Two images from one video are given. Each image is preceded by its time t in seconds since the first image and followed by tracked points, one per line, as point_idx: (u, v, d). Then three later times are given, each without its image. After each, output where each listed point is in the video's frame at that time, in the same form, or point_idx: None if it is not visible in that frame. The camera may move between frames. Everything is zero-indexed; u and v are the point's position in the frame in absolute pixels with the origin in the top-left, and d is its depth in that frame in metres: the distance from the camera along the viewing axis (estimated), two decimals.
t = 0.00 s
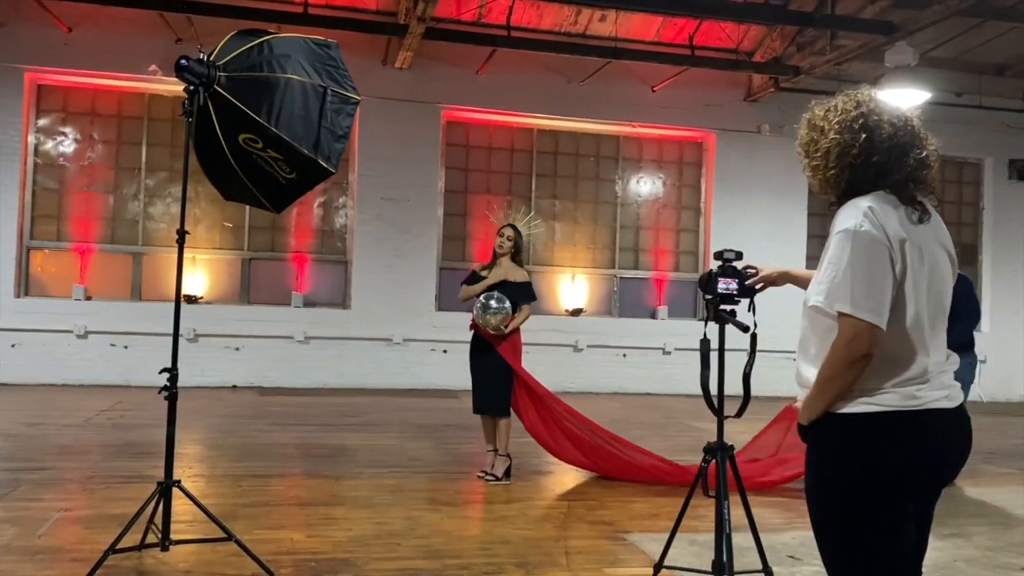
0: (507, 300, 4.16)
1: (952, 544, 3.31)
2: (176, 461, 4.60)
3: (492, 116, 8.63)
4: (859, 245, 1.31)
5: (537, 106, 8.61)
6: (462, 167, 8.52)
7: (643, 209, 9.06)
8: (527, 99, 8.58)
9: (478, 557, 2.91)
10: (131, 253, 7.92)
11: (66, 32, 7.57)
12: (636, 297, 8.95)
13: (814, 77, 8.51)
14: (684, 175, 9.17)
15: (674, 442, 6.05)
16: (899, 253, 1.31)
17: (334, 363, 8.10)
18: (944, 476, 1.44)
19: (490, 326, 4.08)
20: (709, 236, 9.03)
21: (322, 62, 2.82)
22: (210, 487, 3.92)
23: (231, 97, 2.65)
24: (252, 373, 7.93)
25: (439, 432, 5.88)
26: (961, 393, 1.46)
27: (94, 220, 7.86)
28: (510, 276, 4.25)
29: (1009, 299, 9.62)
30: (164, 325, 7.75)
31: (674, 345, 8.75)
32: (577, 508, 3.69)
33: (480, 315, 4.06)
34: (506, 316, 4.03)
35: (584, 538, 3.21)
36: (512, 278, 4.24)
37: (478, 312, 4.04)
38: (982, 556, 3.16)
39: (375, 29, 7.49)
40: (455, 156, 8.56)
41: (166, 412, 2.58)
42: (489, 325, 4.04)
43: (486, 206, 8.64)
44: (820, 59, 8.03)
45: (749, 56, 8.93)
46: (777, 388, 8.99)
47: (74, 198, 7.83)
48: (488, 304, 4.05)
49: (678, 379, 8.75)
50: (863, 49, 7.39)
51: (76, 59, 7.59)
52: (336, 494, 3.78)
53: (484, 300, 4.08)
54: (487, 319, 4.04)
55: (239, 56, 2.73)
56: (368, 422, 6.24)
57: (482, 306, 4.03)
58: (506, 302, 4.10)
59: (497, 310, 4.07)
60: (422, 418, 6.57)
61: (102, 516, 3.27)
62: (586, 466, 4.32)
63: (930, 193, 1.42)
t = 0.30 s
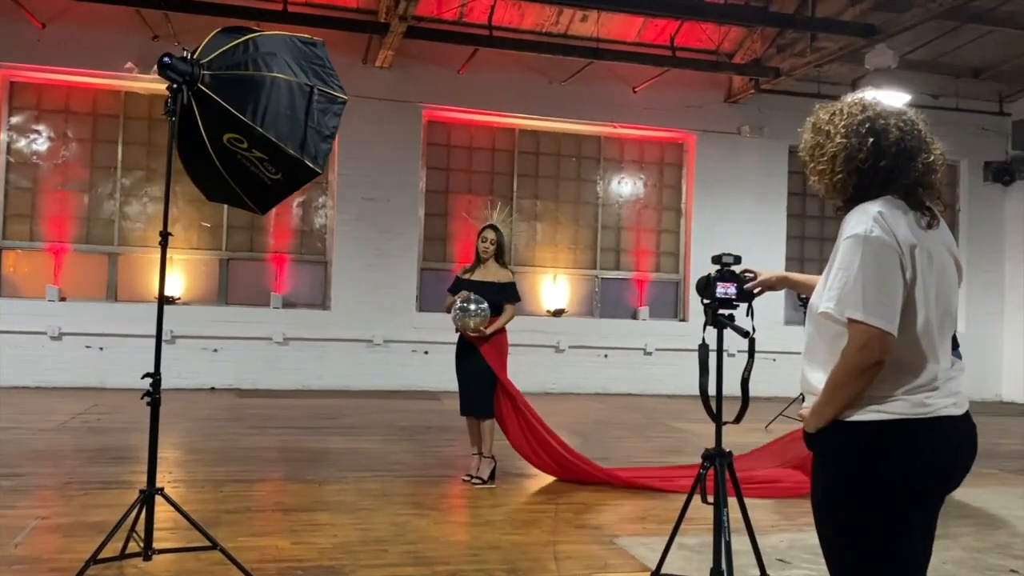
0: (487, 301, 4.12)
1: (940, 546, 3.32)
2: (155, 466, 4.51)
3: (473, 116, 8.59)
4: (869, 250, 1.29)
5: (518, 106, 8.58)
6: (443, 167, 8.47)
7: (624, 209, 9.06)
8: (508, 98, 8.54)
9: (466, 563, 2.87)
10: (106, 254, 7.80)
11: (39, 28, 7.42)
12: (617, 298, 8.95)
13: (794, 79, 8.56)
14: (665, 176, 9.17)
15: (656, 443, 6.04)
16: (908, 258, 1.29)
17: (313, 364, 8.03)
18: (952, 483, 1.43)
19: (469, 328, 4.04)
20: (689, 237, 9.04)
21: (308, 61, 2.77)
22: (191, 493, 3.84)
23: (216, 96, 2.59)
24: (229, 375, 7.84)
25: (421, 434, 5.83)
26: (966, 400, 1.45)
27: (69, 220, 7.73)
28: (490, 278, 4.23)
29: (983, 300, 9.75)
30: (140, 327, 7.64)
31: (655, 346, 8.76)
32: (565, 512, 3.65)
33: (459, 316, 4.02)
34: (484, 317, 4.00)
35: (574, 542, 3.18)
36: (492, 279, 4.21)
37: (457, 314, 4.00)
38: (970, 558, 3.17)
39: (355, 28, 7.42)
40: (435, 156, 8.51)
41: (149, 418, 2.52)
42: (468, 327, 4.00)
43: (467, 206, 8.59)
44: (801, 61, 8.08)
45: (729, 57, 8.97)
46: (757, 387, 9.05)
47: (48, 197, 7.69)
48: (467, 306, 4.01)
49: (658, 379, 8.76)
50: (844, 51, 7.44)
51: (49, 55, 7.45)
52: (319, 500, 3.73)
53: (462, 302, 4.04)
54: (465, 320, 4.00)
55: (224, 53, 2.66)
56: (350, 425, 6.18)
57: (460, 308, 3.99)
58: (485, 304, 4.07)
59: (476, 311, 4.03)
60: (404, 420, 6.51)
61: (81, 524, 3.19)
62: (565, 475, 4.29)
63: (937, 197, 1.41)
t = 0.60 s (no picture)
0: (475, 300, 4.09)
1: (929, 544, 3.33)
2: (134, 468, 4.43)
3: (455, 114, 8.54)
4: (886, 246, 1.27)
5: (500, 104, 8.54)
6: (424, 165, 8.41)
7: (605, 209, 9.06)
8: (490, 96, 8.50)
9: (458, 566, 2.82)
10: (81, 252, 7.66)
11: (12, 22, 7.28)
12: (598, 297, 8.94)
13: (775, 79, 8.60)
14: (646, 175, 9.18)
15: (640, 442, 6.03)
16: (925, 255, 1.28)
17: (293, 364, 7.94)
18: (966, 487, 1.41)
19: (457, 329, 4.01)
20: (670, 236, 9.05)
21: (298, 55, 2.72)
22: (172, 495, 3.76)
23: (204, 90, 2.53)
24: (207, 375, 7.73)
25: (404, 435, 5.78)
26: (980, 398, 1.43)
27: (43, 218, 7.59)
28: (478, 276, 4.20)
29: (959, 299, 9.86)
30: (116, 326, 7.51)
31: (636, 345, 8.77)
32: (554, 512, 3.63)
33: (446, 316, 3.99)
34: (472, 318, 3.98)
35: (566, 543, 3.15)
36: (480, 278, 4.18)
37: (444, 315, 3.97)
38: (959, 556, 3.18)
39: (336, 24, 7.34)
40: (417, 154, 8.45)
41: (135, 419, 2.46)
42: (455, 327, 3.97)
43: (448, 205, 8.54)
44: (781, 61, 8.12)
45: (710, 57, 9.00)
46: (737, 385, 9.08)
47: (21, 194, 7.54)
48: (454, 307, 3.98)
49: (640, 378, 8.76)
50: (825, 51, 7.48)
51: (23, 50, 7.31)
52: (305, 502, 3.67)
53: (449, 302, 4.01)
54: (453, 321, 3.97)
55: (212, 47, 2.60)
56: (332, 426, 6.11)
57: (448, 309, 3.97)
58: (472, 304, 4.04)
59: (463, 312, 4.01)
60: (386, 420, 6.46)
61: (61, 529, 3.11)
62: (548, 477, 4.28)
63: (952, 194, 1.39)
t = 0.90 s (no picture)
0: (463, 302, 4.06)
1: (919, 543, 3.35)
2: (115, 471, 4.35)
3: (436, 114, 8.50)
4: (922, 246, 1.26)
5: (481, 104, 8.51)
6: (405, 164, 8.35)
7: (586, 209, 9.05)
8: (471, 96, 8.46)
9: (454, 570, 2.79)
10: (55, 252, 7.52)
11: None
12: (579, 297, 8.94)
13: (755, 81, 8.65)
14: (627, 175, 9.19)
15: (624, 443, 6.03)
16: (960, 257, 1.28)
17: (273, 366, 7.86)
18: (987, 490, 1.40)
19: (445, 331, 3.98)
20: (651, 237, 9.06)
21: (292, 53, 2.67)
22: (157, 500, 3.70)
23: (196, 87, 2.48)
24: (185, 376, 7.62)
25: (388, 436, 5.73)
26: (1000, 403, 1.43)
27: (15, 217, 7.44)
28: (466, 277, 4.16)
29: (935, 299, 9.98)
30: (92, 327, 7.38)
31: (617, 345, 8.77)
32: (546, 515, 3.60)
33: (434, 318, 3.96)
34: (460, 321, 3.95)
35: (560, 546, 3.13)
36: (468, 279, 4.14)
37: (431, 317, 3.95)
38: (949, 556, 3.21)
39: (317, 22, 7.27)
40: (398, 153, 8.40)
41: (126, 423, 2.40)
42: (443, 330, 3.94)
43: (429, 204, 8.49)
44: (762, 63, 8.17)
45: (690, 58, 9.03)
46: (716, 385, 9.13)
47: None
48: (442, 309, 3.95)
49: (621, 378, 8.78)
50: (806, 54, 7.53)
51: None
52: (294, 506, 3.62)
53: (437, 304, 3.99)
54: (441, 323, 3.94)
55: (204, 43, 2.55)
56: (314, 428, 6.05)
57: (435, 312, 3.94)
58: (460, 306, 4.01)
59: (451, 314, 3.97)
60: (369, 422, 6.40)
61: (45, 536, 3.04)
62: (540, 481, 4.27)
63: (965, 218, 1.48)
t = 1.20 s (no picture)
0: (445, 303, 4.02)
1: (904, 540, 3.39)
2: (91, 474, 4.26)
3: (413, 112, 8.45)
4: (956, 246, 1.28)
5: (459, 103, 8.47)
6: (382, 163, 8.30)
7: (564, 209, 9.06)
8: (449, 95, 8.43)
9: (444, 573, 2.77)
10: (24, 251, 7.38)
11: None
12: (556, 297, 8.95)
13: (731, 82, 8.72)
14: (604, 175, 9.20)
15: (604, 442, 6.03)
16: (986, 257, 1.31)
17: (248, 366, 7.77)
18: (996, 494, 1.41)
19: (427, 332, 3.93)
20: (628, 237, 9.08)
21: (281, 49, 2.63)
22: (136, 503, 3.63)
23: (186, 83, 2.42)
24: (158, 377, 7.51)
25: (368, 438, 5.68)
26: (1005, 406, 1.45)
27: None
28: (448, 276, 4.13)
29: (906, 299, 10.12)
30: (62, 327, 7.25)
31: (595, 344, 8.79)
32: (533, 516, 3.59)
33: (416, 320, 3.90)
34: (442, 322, 3.90)
35: (549, 547, 3.12)
36: (451, 279, 4.11)
37: (413, 318, 3.88)
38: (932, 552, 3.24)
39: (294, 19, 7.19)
40: (374, 152, 8.34)
41: (112, 426, 2.34)
42: (425, 331, 3.89)
43: (407, 203, 8.45)
44: (738, 64, 8.24)
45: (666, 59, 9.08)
46: (692, 383, 9.19)
47: None
48: (424, 310, 3.90)
49: (598, 377, 8.80)
50: (782, 56, 7.60)
51: None
52: (277, 509, 3.57)
53: (419, 305, 3.93)
54: (423, 324, 3.88)
55: (193, 38, 2.50)
56: (292, 429, 5.98)
57: (418, 312, 3.88)
58: (442, 307, 3.96)
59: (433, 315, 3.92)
60: (348, 423, 6.35)
61: (23, 542, 2.97)
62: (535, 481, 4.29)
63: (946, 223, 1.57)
